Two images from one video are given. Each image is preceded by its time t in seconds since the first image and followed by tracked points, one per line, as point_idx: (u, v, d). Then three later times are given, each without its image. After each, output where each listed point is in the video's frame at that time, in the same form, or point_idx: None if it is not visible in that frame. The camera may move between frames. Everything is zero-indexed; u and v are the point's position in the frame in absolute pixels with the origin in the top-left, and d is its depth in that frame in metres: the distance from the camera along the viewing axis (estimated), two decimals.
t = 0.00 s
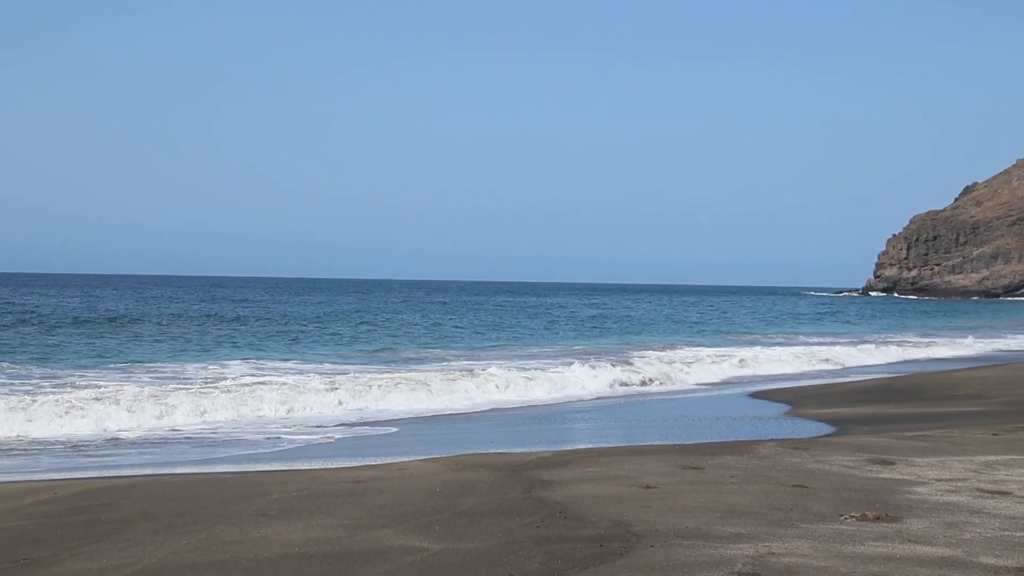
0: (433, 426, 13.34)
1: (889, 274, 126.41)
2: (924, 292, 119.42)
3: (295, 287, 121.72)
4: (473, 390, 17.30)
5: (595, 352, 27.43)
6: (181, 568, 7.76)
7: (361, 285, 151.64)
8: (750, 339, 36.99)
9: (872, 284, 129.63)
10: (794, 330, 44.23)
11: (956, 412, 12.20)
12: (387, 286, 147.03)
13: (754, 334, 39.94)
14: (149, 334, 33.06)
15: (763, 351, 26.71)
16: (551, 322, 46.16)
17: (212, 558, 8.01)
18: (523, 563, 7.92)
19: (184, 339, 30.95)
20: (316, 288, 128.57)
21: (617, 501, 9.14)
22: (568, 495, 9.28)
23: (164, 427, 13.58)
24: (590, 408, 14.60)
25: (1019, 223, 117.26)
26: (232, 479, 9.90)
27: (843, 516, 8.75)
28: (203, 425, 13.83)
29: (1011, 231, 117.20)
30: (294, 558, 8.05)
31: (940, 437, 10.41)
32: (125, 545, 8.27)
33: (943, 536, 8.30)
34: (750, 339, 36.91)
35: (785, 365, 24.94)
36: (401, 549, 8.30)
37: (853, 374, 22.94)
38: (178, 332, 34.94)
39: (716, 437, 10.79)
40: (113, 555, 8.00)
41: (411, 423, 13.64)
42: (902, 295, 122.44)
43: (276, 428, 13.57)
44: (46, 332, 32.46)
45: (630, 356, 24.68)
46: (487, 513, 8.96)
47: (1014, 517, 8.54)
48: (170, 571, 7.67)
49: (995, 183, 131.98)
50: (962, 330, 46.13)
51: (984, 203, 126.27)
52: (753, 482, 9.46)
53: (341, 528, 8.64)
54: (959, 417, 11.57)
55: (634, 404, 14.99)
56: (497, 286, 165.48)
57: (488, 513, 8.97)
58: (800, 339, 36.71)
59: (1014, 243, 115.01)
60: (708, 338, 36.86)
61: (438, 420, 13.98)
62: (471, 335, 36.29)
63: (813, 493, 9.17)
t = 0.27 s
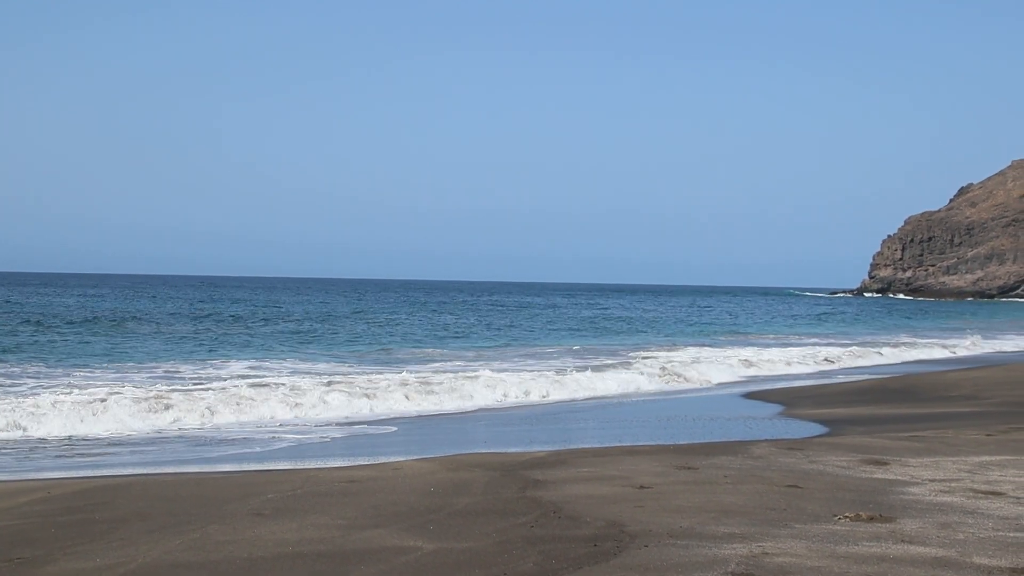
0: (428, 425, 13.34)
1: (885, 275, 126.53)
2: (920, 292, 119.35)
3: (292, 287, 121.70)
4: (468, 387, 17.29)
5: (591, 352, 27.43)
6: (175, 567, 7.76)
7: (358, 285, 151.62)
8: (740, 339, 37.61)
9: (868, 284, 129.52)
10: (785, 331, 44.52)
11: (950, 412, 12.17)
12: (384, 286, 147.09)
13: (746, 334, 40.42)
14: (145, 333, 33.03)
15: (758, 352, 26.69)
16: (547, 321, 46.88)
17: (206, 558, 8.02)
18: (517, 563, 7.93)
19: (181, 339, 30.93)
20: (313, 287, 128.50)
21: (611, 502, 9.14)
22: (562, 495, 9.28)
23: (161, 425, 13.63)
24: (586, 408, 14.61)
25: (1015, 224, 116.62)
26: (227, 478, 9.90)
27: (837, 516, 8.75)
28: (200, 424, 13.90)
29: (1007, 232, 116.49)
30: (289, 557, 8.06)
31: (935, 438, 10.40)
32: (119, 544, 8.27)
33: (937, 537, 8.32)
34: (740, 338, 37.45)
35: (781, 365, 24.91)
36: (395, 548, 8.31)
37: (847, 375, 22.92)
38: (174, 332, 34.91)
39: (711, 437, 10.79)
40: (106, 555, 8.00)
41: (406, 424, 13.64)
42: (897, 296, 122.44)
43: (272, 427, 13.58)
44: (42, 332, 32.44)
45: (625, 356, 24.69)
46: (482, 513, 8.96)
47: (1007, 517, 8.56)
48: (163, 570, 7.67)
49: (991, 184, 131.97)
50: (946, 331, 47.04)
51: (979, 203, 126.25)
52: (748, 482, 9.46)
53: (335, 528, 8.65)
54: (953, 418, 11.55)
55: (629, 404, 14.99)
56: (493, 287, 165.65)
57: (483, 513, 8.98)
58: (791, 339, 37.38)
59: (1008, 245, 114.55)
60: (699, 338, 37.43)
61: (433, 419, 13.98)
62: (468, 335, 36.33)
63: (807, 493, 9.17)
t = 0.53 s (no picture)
0: (419, 427, 13.34)
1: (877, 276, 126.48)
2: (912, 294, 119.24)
3: (286, 287, 121.52)
4: (459, 387, 17.32)
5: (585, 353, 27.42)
6: (167, 568, 7.76)
7: (351, 285, 151.51)
8: (730, 339, 38.04)
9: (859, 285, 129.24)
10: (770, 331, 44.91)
11: (941, 414, 12.14)
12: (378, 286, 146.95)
13: (731, 334, 40.82)
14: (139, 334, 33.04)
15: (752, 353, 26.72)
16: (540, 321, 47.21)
17: (198, 559, 8.02)
18: (509, 564, 7.94)
19: (175, 339, 30.94)
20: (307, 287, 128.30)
21: (603, 502, 9.14)
22: (555, 495, 9.28)
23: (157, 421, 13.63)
24: (578, 408, 14.60)
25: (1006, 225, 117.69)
26: (219, 479, 9.90)
27: (829, 518, 8.76)
28: (194, 424, 13.89)
29: (999, 234, 117.46)
30: (281, 558, 8.06)
31: (927, 439, 10.38)
32: (111, 545, 8.28)
33: (930, 538, 8.33)
34: (729, 338, 37.91)
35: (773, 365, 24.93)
36: (387, 549, 8.31)
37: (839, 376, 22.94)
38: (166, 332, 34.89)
39: (702, 438, 10.79)
40: (98, 555, 8.00)
41: (398, 424, 13.63)
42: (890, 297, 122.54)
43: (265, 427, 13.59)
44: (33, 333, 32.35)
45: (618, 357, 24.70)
46: (474, 514, 8.96)
47: (1000, 519, 8.57)
48: (155, 571, 7.68)
49: (983, 184, 132.33)
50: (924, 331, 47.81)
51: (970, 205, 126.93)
52: (740, 483, 9.45)
53: (328, 529, 8.65)
54: (945, 420, 11.52)
55: (621, 404, 15.00)
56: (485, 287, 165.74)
57: (475, 514, 8.98)
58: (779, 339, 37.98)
59: (1000, 246, 115.22)
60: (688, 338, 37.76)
61: (425, 420, 13.97)
62: (463, 335, 36.37)
63: (800, 494, 9.16)
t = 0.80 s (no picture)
0: (406, 427, 13.33)
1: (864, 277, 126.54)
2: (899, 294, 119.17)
3: (278, 287, 121.33)
4: (446, 386, 17.34)
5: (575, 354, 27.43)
6: (153, 569, 7.75)
7: (342, 285, 151.46)
8: (717, 339, 38.19)
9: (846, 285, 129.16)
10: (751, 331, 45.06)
11: (926, 414, 12.14)
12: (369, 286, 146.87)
13: (713, 334, 41.01)
14: (128, 334, 33.04)
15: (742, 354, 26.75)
16: (531, 322, 47.33)
17: (183, 559, 8.01)
18: (494, 564, 7.94)
19: (164, 339, 30.94)
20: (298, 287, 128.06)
21: (590, 503, 9.14)
22: (541, 496, 9.27)
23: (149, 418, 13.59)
24: (564, 409, 14.60)
25: (994, 226, 118.47)
26: (206, 480, 9.89)
27: (816, 518, 8.76)
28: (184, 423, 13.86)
29: (986, 234, 118.11)
30: (268, 558, 8.07)
31: (913, 439, 10.37)
32: (98, 545, 8.27)
33: (916, 538, 8.34)
34: (718, 339, 38.11)
35: (762, 364, 24.95)
36: (373, 550, 8.32)
37: (825, 377, 22.97)
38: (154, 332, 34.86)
39: (688, 438, 10.79)
40: (85, 556, 8.00)
41: (386, 424, 13.62)
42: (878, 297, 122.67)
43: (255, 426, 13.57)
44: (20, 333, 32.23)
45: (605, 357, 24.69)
46: (460, 514, 8.97)
47: (985, 519, 8.60)
48: (141, 572, 7.67)
49: (971, 184, 132.66)
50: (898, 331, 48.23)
51: (959, 205, 127.53)
52: (726, 483, 9.44)
53: (314, 529, 8.65)
54: (930, 420, 11.52)
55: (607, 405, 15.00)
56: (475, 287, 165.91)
57: (462, 514, 8.97)
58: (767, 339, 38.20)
59: (988, 246, 115.64)
60: (676, 339, 37.89)
61: (413, 420, 13.97)
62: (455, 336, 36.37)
63: (786, 495, 9.16)
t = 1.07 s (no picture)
0: (389, 428, 13.31)
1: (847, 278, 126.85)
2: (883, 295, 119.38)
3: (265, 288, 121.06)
4: (430, 387, 17.34)
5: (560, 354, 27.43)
6: (136, 570, 7.73)
7: (329, 286, 151.29)
8: (699, 339, 38.43)
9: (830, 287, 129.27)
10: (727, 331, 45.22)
11: (908, 415, 12.15)
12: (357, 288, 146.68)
13: (691, 334, 41.14)
14: (114, 335, 32.93)
15: (729, 354, 26.79)
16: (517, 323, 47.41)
17: (166, 560, 7.98)
18: (477, 564, 7.92)
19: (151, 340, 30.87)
20: (286, 288, 127.75)
21: (572, 503, 9.13)
22: (524, 496, 9.26)
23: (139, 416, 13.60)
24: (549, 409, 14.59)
25: (976, 226, 118.93)
26: (189, 480, 9.86)
27: (798, 518, 8.77)
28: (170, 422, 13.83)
29: (968, 235, 118.26)
30: (250, 559, 8.04)
31: (896, 439, 10.35)
32: (80, 546, 8.25)
33: (898, 538, 8.36)
34: (703, 339, 38.31)
35: (746, 364, 24.97)
36: (356, 550, 8.30)
37: (810, 377, 23.01)
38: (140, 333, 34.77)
39: (671, 439, 10.76)
40: (66, 557, 7.96)
41: (370, 425, 13.58)
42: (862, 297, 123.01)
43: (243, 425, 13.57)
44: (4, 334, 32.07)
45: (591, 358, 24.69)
46: (444, 515, 8.95)
47: (967, 519, 8.63)
48: (123, 572, 7.65)
49: (953, 186, 132.83)
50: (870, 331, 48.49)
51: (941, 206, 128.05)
52: (710, 484, 9.42)
53: (297, 530, 8.63)
54: (912, 420, 11.54)
55: (592, 406, 14.97)
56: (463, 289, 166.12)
57: (445, 515, 8.97)
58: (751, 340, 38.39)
59: (970, 246, 115.42)
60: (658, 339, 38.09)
61: (397, 420, 13.93)
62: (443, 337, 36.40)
63: (769, 495, 9.15)
